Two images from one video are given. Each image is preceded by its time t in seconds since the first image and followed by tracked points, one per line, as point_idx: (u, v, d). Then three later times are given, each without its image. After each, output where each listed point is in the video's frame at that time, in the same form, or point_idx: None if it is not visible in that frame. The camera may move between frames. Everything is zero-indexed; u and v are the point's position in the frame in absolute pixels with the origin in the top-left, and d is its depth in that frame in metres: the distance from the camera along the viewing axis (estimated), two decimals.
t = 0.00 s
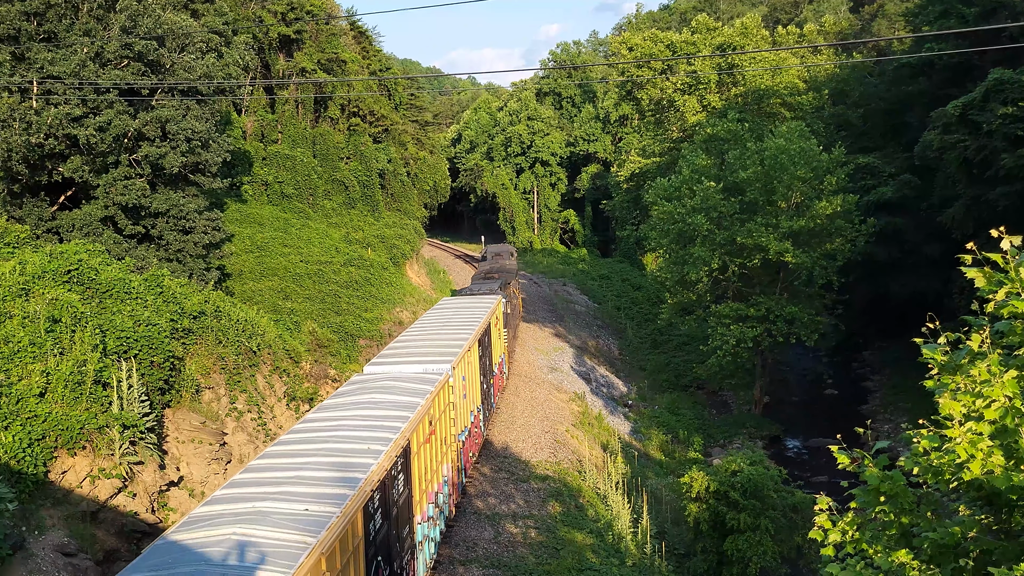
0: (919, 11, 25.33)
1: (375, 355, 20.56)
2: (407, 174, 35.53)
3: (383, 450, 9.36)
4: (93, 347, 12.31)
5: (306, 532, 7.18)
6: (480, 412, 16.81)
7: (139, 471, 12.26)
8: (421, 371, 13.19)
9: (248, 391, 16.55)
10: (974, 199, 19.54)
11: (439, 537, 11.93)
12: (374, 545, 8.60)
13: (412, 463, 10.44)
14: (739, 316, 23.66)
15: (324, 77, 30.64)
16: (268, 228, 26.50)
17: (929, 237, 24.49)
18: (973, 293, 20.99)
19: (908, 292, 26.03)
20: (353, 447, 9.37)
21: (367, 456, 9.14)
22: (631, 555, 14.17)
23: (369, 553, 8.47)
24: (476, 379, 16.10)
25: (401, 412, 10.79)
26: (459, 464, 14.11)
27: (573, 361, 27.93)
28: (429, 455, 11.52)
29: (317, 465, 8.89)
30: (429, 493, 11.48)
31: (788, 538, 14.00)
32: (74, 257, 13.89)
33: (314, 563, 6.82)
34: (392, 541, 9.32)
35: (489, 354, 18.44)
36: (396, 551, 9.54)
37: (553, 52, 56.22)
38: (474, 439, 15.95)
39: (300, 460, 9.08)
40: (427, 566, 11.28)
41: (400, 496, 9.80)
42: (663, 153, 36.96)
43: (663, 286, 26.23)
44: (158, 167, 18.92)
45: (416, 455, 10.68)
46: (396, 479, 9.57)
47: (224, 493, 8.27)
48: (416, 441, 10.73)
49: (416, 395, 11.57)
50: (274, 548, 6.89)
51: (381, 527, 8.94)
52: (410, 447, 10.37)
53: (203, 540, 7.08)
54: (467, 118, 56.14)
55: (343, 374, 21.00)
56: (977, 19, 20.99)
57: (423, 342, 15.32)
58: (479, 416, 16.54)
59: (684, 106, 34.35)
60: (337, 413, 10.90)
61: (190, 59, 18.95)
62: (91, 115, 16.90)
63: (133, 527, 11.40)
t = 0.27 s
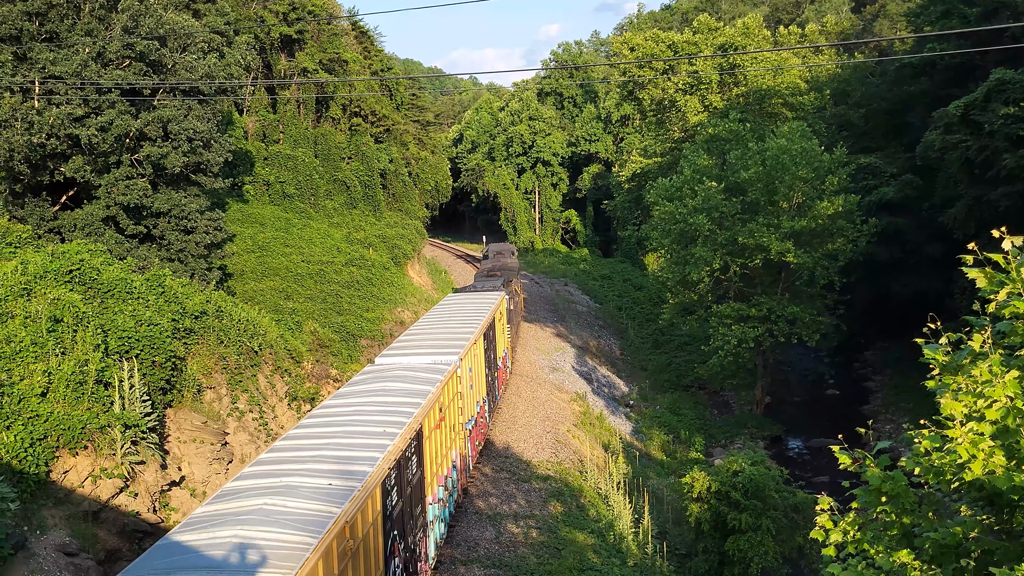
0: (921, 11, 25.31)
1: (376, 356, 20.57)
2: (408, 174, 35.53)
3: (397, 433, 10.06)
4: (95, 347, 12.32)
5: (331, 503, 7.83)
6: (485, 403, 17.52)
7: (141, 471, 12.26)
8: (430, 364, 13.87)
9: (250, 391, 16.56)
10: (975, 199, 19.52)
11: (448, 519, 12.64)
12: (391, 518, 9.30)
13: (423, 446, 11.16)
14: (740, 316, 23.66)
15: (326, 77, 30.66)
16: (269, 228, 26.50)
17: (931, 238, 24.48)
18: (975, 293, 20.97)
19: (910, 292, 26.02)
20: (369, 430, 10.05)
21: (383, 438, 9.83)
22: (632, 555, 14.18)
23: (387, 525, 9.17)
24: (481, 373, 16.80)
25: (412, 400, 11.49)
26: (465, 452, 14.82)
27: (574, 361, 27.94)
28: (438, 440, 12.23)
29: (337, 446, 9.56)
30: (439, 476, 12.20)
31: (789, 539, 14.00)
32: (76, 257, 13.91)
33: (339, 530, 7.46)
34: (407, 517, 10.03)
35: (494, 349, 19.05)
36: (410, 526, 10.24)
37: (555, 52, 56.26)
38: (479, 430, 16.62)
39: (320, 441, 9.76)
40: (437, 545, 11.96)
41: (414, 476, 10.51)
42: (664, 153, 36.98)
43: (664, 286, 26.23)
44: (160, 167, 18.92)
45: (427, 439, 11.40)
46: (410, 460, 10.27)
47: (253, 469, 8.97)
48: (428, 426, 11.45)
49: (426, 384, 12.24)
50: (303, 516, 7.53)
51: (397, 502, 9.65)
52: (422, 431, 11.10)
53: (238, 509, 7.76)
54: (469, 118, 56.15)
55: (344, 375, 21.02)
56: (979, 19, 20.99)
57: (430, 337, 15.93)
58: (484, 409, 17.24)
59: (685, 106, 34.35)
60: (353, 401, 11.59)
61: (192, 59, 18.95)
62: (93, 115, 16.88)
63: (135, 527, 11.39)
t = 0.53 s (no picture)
0: (923, 11, 25.29)
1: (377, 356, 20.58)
2: (409, 174, 35.53)
3: (410, 419, 10.64)
4: (96, 347, 12.34)
5: (352, 479, 8.41)
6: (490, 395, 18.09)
7: (143, 471, 12.27)
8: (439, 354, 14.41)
9: (250, 391, 16.57)
10: (977, 199, 19.52)
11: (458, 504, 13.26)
12: (406, 497, 9.91)
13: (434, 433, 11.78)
14: (741, 317, 23.66)
15: (327, 78, 30.68)
16: (270, 228, 26.47)
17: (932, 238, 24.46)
18: (976, 293, 20.95)
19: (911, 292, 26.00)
20: (383, 418, 10.58)
21: (396, 424, 10.38)
22: (633, 555, 14.20)
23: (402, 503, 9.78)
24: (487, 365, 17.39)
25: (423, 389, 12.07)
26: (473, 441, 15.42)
27: (575, 361, 27.95)
28: (449, 427, 12.94)
29: (353, 430, 10.11)
30: (448, 462, 12.83)
31: (790, 539, 14.01)
32: (77, 258, 13.93)
33: (361, 503, 8.05)
34: (420, 497, 10.65)
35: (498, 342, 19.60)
36: (422, 507, 10.86)
37: (556, 53, 56.30)
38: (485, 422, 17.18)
39: (337, 425, 10.34)
40: (445, 529, 12.44)
41: (426, 459, 11.13)
42: (665, 153, 37.02)
43: (665, 287, 26.23)
44: (161, 167, 18.93)
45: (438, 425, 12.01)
46: (422, 444, 10.86)
47: (275, 451, 9.56)
48: (439, 414, 12.05)
49: (435, 373, 12.85)
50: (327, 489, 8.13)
51: (411, 483, 10.26)
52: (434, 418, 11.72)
53: (264, 485, 8.40)
54: (470, 118, 56.14)
55: (345, 375, 21.03)
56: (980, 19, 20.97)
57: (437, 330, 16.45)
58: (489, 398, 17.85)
59: (686, 106, 34.35)
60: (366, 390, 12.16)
61: (193, 59, 18.96)
62: (94, 116, 16.91)
63: (137, 527, 11.40)
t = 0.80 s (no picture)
0: (923, 12, 25.29)
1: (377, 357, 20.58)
2: (410, 175, 35.52)
3: (419, 408, 11.42)
4: (97, 348, 12.32)
5: (368, 459, 9.13)
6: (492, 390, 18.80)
7: (143, 472, 12.25)
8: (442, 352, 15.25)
9: (251, 392, 16.58)
10: (977, 200, 19.51)
11: (463, 490, 13.98)
12: (417, 478, 10.67)
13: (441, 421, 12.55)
14: (742, 317, 23.66)
15: (328, 79, 30.70)
16: (270, 229, 26.44)
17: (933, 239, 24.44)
18: (976, 293, 20.95)
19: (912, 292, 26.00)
20: (392, 407, 11.36)
21: (407, 412, 11.15)
22: (634, 556, 14.20)
23: (414, 484, 10.52)
24: (489, 361, 18.19)
25: (429, 382, 12.84)
26: (477, 433, 16.16)
27: (576, 362, 27.95)
28: (455, 417, 13.69)
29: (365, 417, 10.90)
30: (455, 450, 13.59)
31: (791, 540, 14.00)
32: (78, 259, 13.94)
33: (377, 481, 8.73)
34: (429, 480, 11.36)
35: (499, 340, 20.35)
36: (432, 490, 11.61)
37: (557, 54, 56.35)
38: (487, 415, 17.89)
39: (349, 415, 11.10)
40: (445, 529, 12.48)
41: (434, 445, 11.89)
42: (665, 154, 37.06)
43: (666, 288, 26.21)
44: (162, 167, 18.91)
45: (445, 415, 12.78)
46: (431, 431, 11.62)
47: (293, 437, 10.30)
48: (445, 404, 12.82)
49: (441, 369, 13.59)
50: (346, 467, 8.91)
51: (422, 466, 11.01)
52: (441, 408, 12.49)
53: (287, 464, 9.12)
54: (471, 119, 56.11)
55: (346, 376, 21.04)
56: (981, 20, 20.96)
57: (439, 330, 17.21)
58: (491, 393, 18.60)
59: (687, 107, 34.35)
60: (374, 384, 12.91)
61: (194, 60, 18.96)
62: (95, 116, 16.92)
63: (138, 528, 11.38)
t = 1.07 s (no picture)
0: (924, 12, 25.30)
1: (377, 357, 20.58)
2: (410, 175, 35.52)
3: (429, 395, 11.99)
4: (97, 348, 12.32)
5: (384, 440, 9.78)
6: (495, 382, 19.34)
7: (143, 472, 12.24)
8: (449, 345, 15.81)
9: (252, 392, 16.59)
10: (978, 200, 19.51)
11: (470, 475, 14.61)
12: (428, 461, 11.26)
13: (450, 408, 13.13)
14: (742, 318, 23.65)
15: (329, 79, 30.73)
16: (271, 229, 26.43)
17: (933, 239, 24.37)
18: (977, 293, 20.94)
19: (912, 292, 26.00)
20: (403, 395, 11.91)
21: (417, 399, 11.72)
22: (634, 556, 14.19)
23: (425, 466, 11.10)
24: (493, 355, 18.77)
25: (438, 372, 13.41)
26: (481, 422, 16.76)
27: (576, 362, 27.96)
28: (462, 405, 14.31)
29: (378, 404, 11.48)
30: (462, 437, 14.20)
31: (791, 541, 13.98)
32: (78, 259, 13.95)
33: (391, 460, 9.32)
34: (438, 463, 11.96)
35: (502, 335, 20.94)
36: (442, 473, 12.20)
37: (557, 54, 56.40)
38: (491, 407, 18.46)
39: (362, 402, 11.68)
40: (445, 529, 12.45)
41: (444, 431, 12.48)
42: (666, 154, 37.09)
43: (666, 288, 26.22)
44: (162, 168, 18.91)
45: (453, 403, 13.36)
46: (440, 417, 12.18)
47: (311, 422, 10.90)
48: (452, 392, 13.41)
49: (448, 360, 14.20)
50: (363, 447, 9.53)
51: (433, 451, 11.59)
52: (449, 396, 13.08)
53: (307, 445, 9.75)
54: (471, 119, 56.11)
55: (347, 376, 21.04)
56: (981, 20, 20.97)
57: (445, 325, 17.74)
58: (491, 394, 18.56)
59: (688, 107, 34.34)
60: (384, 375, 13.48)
61: (195, 60, 18.95)
62: (96, 116, 16.92)
63: (138, 527, 11.36)
